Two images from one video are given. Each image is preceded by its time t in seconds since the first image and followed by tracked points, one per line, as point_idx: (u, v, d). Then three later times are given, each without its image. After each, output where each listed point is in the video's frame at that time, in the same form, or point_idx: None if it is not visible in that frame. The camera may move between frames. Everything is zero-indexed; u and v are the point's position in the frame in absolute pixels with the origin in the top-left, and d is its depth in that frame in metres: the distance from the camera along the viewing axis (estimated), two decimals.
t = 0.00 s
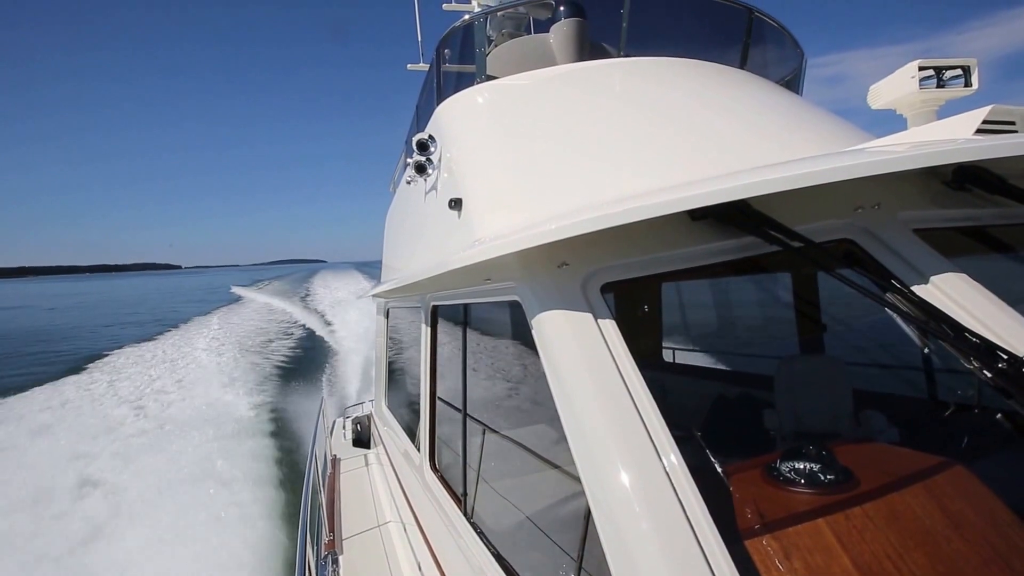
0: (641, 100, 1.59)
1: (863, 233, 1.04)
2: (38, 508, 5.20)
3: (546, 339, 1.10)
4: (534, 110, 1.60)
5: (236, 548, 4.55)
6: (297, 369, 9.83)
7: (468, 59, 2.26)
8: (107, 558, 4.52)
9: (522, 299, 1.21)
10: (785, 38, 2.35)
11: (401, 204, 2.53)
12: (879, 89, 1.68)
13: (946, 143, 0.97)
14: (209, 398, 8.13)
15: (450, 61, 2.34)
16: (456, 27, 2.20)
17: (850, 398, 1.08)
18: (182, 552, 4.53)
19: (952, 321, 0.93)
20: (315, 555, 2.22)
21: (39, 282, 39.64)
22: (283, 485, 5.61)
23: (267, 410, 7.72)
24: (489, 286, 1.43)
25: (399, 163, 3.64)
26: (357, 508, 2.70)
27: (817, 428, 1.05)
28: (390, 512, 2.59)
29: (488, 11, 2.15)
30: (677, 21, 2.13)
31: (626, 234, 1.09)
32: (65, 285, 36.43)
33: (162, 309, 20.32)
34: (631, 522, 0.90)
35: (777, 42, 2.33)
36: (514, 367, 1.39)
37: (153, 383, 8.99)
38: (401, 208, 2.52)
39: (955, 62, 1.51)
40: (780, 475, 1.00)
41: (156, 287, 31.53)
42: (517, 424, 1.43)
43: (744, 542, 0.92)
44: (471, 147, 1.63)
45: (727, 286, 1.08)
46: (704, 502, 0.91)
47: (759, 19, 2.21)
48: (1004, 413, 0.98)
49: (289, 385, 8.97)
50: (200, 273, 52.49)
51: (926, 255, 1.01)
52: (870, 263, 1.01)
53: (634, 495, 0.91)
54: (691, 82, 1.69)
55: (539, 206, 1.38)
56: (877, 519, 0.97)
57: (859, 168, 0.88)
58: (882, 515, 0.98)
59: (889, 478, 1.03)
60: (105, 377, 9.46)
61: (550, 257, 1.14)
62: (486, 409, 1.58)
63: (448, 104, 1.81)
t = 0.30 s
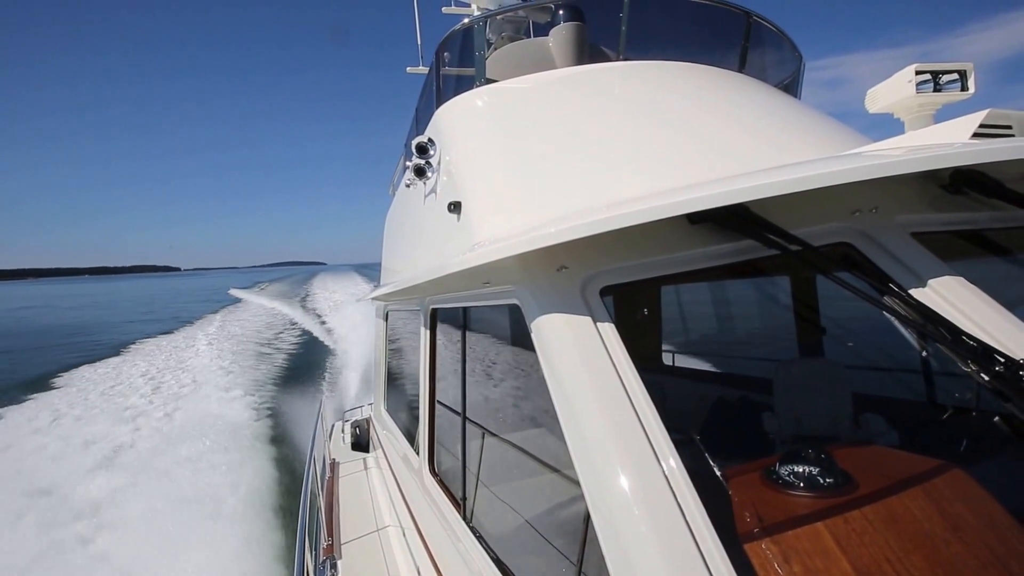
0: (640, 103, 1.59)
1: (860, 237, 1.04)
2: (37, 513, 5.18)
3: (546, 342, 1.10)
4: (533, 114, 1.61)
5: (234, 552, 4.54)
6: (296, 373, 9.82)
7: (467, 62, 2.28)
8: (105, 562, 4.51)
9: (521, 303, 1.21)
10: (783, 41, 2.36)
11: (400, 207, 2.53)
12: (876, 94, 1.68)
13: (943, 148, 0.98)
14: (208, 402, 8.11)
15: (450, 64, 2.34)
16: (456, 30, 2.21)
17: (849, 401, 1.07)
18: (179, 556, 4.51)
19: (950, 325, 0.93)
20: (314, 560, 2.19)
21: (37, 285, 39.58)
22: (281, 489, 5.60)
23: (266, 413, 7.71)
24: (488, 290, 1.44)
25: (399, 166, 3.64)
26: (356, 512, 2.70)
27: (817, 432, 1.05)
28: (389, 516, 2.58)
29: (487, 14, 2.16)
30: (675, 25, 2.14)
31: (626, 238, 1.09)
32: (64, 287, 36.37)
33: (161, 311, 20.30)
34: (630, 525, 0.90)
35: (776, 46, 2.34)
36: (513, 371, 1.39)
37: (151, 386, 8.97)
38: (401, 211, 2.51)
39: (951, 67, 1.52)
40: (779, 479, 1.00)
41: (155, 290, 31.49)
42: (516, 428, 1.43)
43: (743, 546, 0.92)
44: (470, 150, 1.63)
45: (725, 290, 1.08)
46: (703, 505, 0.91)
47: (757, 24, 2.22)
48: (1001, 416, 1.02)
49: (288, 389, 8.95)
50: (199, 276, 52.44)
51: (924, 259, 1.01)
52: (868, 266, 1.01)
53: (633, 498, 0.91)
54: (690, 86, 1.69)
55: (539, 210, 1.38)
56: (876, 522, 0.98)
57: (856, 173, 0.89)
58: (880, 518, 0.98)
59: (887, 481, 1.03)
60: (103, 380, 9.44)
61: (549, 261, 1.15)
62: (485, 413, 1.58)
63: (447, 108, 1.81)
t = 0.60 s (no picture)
0: (638, 107, 1.60)
1: (859, 240, 1.04)
2: (35, 518, 5.17)
3: (545, 345, 1.10)
4: (532, 117, 1.61)
5: (232, 556, 4.53)
6: (295, 376, 9.81)
7: (467, 64, 2.27)
8: (103, 568, 4.50)
9: (520, 306, 1.21)
10: (781, 45, 2.38)
11: (400, 210, 2.53)
12: (873, 98, 1.67)
13: (940, 151, 0.98)
14: (207, 405, 8.11)
15: (449, 67, 2.35)
16: (455, 34, 2.23)
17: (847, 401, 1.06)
18: (178, 560, 4.51)
19: (948, 329, 0.93)
20: (313, 564, 2.20)
21: (37, 287, 39.59)
22: (280, 493, 5.59)
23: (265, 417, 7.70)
24: (487, 293, 1.44)
25: (398, 169, 3.64)
26: (354, 516, 2.70)
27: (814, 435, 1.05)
28: (388, 520, 2.58)
29: (487, 18, 2.18)
30: (673, 28, 2.15)
31: (625, 242, 1.10)
32: (63, 290, 36.37)
33: (160, 314, 20.29)
34: (629, 529, 0.91)
35: (774, 49, 2.35)
36: (512, 374, 1.40)
37: (150, 389, 8.96)
38: (400, 213, 2.52)
39: (948, 71, 1.52)
40: (779, 482, 1.00)
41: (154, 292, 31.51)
42: (514, 431, 1.43)
43: (742, 550, 0.92)
44: (470, 154, 1.63)
45: (724, 293, 1.09)
46: (702, 509, 0.92)
47: (756, 27, 2.23)
48: (1000, 419, 0.96)
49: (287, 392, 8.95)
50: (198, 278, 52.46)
51: (921, 262, 1.02)
52: (867, 269, 1.02)
53: (632, 501, 0.91)
54: (688, 89, 1.70)
55: (538, 213, 1.38)
56: (875, 525, 0.98)
57: (853, 177, 0.89)
58: (879, 522, 0.98)
59: (886, 485, 1.04)
60: (102, 383, 9.43)
61: (549, 264, 1.15)
62: (483, 416, 1.59)
63: (446, 112, 1.82)
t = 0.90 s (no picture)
0: (637, 110, 1.60)
1: (856, 244, 1.05)
2: (32, 522, 5.16)
3: (544, 349, 1.10)
4: (531, 120, 1.61)
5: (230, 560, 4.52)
6: (294, 379, 9.80)
7: (467, 68, 2.29)
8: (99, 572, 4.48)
9: (519, 309, 1.22)
10: (779, 49, 2.39)
11: (399, 212, 2.54)
12: (871, 101, 1.69)
13: (937, 155, 0.99)
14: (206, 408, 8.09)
15: (449, 70, 2.36)
16: (455, 38, 2.24)
17: (847, 406, 1.08)
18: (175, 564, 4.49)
19: (946, 332, 0.93)
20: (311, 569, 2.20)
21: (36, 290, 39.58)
22: (278, 497, 5.58)
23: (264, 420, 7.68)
24: (487, 297, 1.44)
25: (398, 172, 3.65)
26: (353, 521, 2.69)
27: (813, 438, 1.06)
28: (386, 524, 2.58)
29: (486, 22, 2.18)
30: (672, 32, 2.16)
31: (624, 245, 1.10)
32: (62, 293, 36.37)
33: (159, 317, 20.29)
34: (627, 532, 0.91)
35: (772, 53, 2.36)
36: (511, 377, 1.40)
37: (149, 392, 8.96)
38: (400, 216, 2.52)
39: (944, 75, 1.53)
40: (778, 486, 1.00)
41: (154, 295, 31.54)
42: (514, 435, 1.43)
43: (741, 554, 0.92)
44: (469, 157, 1.64)
45: (722, 296, 1.09)
46: (701, 513, 0.91)
47: (753, 31, 2.25)
48: (997, 422, 0.97)
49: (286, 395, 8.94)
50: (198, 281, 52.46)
51: (918, 265, 1.02)
52: (864, 273, 1.02)
53: (631, 505, 0.91)
54: (686, 92, 1.70)
55: (536, 217, 1.39)
56: (875, 529, 0.97)
57: (849, 180, 0.89)
58: (878, 525, 0.98)
59: (885, 488, 1.03)
60: (101, 386, 9.42)
61: (547, 267, 1.15)
62: (483, 420, 1.59)
63: (446, 115, 1.82)
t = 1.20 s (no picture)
0: (635, 114, 1.60)
1: (854, 247, 1.05)
2: (30, 526, 5.14)
3: (543, 352, 1.10)
4: (530, 123, 1.62)
5: (227, 565, 4.50)
6: (294, 383, 9.79)
7: (466, 72, 2.27)
8: None
9: (518, 312, 1.22)
10: (778, 52, 2.40)
11: (399, 216, 2.54)
12: (869, 104, 1.70)
13: (934, 158, 0.99)
14: (205, 412, 8.08)
15: (448, 73, 2.35)
16: (454, 41, 2.25)
17: (846, 409, 1.08)
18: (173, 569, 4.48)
19: (944, 335, 0.94)
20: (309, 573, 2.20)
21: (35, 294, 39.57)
22: (276, 501, 5.57)
23: (263, 424, 7.67)
24: (486, 300, 1.44)
25: (397, 176, 3.64)
26: (352, 525, 2.68)
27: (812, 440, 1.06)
28: (385, 529, 2.57)
29: (485, 25, 2.19)
30: (670, 36, 2.16)
31: (622, 248, 1.10)
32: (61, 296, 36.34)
33: (158, 320, 20.28)
34: (626, 536, 0.90)
35: (771, 57, 2.37)
36: (511, 381, 1.40)
37: (147, 396, 8.95)
38: (399, 219, 2.52)
39: (941, 79, 1.53)
40: (777, 489, 1.00)
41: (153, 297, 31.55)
42: (513, 439, 1.43)
43: (739, 557, 0.92)
44: (468, 160, 1.64)
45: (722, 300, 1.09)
46: (699, 516, 0.92)
47: (752, 35, 2.26)
48: (995, 425, 0.97)
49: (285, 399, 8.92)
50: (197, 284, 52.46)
51: (915, 269, 1.03)
52: (862, 276, 1.02)
53: (629, 509, 0.91)
54: (684, 96, 1.70)
55: (535, 220, 1.39)
56: (873, 533, 0.97)
57: (846, 184, 0.90)
58: (877, 529, 0.98)
59: (884, 491, 1.03)
60: (99, 389, 9.40)
61: (546, 270, 1.15)
62: (483, 424, 1.59)
63: (445, 118, 1.82)
